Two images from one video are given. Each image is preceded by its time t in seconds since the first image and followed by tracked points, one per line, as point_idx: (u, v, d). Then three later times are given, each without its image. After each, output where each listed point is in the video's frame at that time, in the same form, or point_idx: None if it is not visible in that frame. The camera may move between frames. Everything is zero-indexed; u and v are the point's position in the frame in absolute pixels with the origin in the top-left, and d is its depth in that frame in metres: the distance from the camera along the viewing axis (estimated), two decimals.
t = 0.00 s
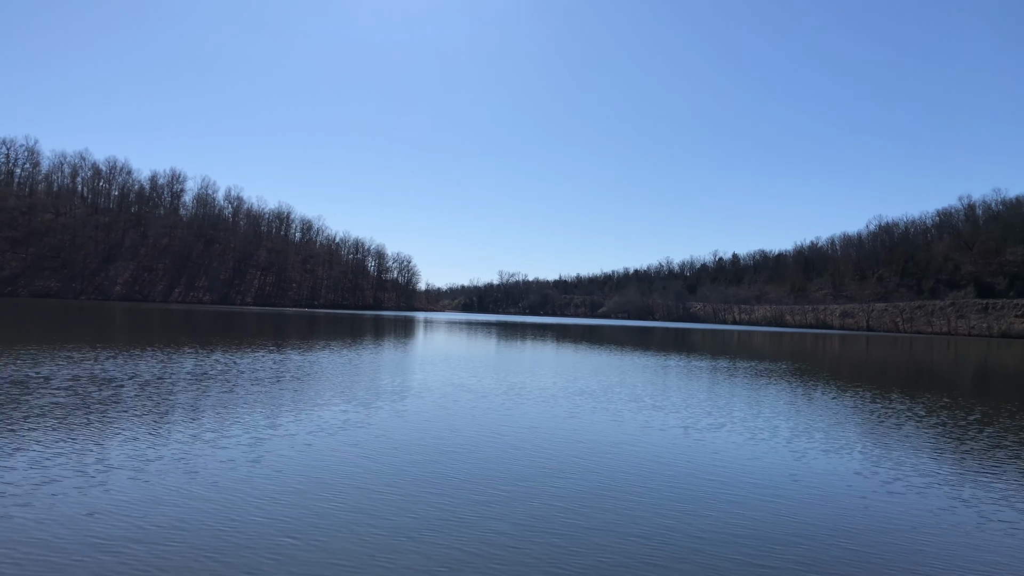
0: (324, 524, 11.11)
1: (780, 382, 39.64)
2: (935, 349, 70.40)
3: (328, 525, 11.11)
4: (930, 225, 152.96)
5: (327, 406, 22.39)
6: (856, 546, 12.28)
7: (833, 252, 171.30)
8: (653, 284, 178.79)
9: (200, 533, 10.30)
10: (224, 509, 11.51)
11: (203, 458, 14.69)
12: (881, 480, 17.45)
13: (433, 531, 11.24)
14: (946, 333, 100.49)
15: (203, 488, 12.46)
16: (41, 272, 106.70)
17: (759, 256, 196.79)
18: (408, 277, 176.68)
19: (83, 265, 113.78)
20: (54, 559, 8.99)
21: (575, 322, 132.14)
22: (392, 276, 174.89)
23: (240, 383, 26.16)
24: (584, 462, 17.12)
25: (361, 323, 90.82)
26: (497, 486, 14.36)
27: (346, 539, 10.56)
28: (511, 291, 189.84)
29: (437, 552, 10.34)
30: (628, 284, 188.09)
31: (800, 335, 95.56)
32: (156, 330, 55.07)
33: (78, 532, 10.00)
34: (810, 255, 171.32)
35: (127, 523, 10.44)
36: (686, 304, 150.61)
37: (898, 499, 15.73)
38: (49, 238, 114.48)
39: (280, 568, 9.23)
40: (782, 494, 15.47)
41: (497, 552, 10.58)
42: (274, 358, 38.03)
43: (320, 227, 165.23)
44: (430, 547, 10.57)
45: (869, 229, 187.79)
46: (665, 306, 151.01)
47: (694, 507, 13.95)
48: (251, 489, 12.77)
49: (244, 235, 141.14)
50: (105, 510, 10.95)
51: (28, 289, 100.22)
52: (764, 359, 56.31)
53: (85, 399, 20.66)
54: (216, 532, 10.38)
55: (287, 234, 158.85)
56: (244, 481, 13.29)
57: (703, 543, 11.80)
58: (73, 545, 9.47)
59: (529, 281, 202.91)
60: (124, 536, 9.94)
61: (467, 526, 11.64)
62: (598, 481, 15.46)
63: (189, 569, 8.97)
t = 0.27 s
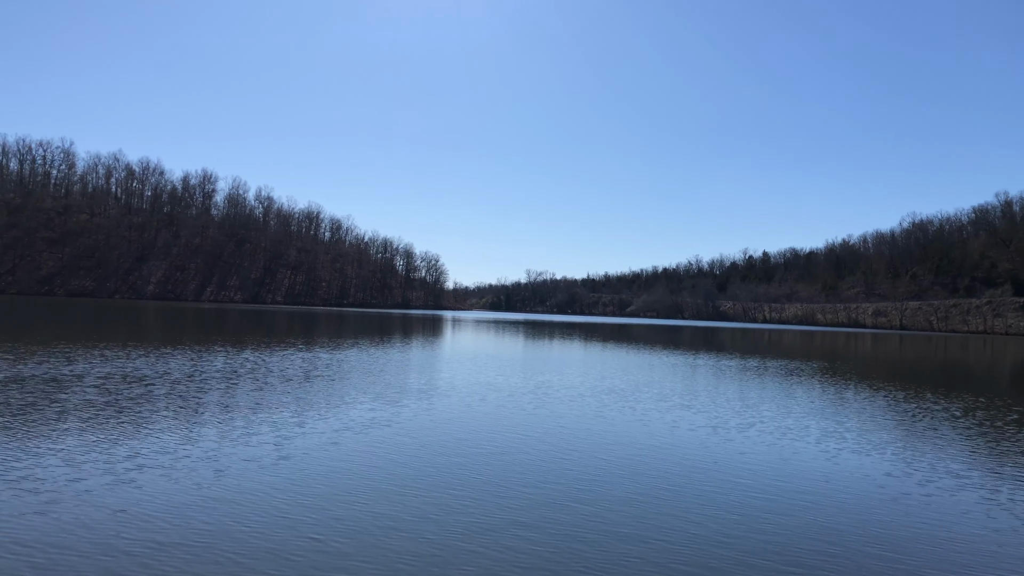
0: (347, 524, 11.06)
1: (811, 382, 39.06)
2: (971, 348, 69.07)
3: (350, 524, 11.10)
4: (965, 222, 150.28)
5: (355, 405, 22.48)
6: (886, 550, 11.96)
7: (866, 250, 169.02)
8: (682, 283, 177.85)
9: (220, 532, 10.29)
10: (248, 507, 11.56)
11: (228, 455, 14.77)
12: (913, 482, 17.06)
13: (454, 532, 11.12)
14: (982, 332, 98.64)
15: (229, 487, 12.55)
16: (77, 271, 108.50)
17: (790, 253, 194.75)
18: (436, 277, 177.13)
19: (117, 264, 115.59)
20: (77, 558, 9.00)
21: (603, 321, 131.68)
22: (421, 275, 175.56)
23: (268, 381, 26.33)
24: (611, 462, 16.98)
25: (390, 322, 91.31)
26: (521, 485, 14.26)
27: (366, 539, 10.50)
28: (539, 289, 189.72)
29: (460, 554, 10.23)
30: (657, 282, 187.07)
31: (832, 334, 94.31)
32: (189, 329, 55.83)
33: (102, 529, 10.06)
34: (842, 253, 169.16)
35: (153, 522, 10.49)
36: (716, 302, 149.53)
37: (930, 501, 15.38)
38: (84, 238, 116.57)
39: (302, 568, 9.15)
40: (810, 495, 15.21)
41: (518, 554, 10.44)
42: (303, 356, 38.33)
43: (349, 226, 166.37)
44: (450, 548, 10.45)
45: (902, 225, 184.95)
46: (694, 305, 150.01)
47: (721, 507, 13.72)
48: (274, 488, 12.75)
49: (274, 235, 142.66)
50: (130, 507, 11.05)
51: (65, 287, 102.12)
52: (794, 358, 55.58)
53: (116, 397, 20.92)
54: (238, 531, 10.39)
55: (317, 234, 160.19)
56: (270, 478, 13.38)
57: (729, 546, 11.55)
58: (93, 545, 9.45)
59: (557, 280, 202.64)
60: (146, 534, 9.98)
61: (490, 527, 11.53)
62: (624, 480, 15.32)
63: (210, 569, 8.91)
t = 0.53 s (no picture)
0: (372, 521, 11.10)
1: (847, 380, 38.45)
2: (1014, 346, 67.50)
3: (374, 521, 11.11)
4: (1009, 218, 146.95)
5: (387, 402, 22.63)
6: (920, 553, 11.73)
7: (905, 246, 166.14)
8: (716, 280, 176.27)
9: (247, 528, 10.36)
10: (275, 503, 11.66)
11: (259, 451, 14.95)
12: (951, 483, 16.70)
13: (480, 529, 11.11)
14: None
15: (257, 482, 12.69)
16: (117, 269, 110.39)
17: (826, 250, 192.13)
18: (469, 274, 177.54)
19: (156, 262, 117.49)
20: (104, 553, 9.08)
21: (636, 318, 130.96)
22: (453, 272, 176.07)
23: (303, 378, 26.63)
24: (639, 460, 16.89)
25: (423, 319, 91.67)
26: (547, 483, 14.22)
27: (393, 535, 10.53)
28: (571, 287, 189.31)
29: (485, 552, 10.23)
30: (691, 279, 185.67)
31: (870, 332, 92.81)
32: (225, 326, 56.60)
33: (131, 524, 10.18)
34: (880, 249, 166.45)
35: (180, 518, 10.58)
36: (751, 299, 148.02)
37: (966, 502, 15.07)
38: (123, 236, 118.78)
39: (326, 567, 9.15)
40: (842, 495, 14.98)
41: (544, 552, 10.39)
42: (337, 352, 38.63)
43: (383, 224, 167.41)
44: (475, 546, 10.46)
45: (942, 221, 181.48)
46: (729, 302, 148.59)
47: (750, 507, 13.55)
48: (304, 484, 12.86)
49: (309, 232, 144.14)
50: (159, 502, 11.21)
51: (105, 284, 104.18)
52: (831, 356, 54.74)
53: (154, 393, 21.32)
54: (262, 527, 10.45)
55: (351, 232, 161.49)
56: (297, 474, 13.51)
57: (759, 546, 11.40)
58: (120, 540, 9.54)
59: (590, 277, 202.02)
60: (174, 530, 10.08)
61: (515, 526, 11.48)
62: (652, 479, 15.23)
63: (235, 566, 8.93)
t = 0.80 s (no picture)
0: (398, 519, 11.08)
1: (885, 379, 37.73)
2: None
3: (402, 519, 11.10)
4: None
5: (418, 400, 22.71)
6: (960, 557, 11.42)
7: (945, 242, 163.04)
8: (750, 277, 174.46)
9: (274, 525, 10.39)
10: (302, 500, 11.69)
11: (288, 448, 15.06)
12: (991, 485, 16.30)
13: (507, 529, 10.99)
14: None
15: (286, 479, 12.78)
16: (154, 268, 112.03)
17: (863, 247, 189.35)
18: (500, 273, 177.62)
19: (192, 261, 119.21)
20: (133, 550, 9.09)
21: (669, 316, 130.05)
22: (484, 271, 176.27)
23: (335, 376, 26.83)
24: (669, 460, 16.75)
25: (454, 317, 91.95)
26: (575, 482, 14.14)
27: (420, 534, 10.50)
28: (603, 285, 188.61)
29: (513, 551, 10.14)
30: (724, 276, 184.05)
31: (909, 330, 91.11)
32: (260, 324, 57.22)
33: (160, 520, 10.25)
34: (919, 246, 163.54)
35: (211, 515, 10.64)
36: (785, 297, 146.40)
37: (1008, 505, 14.65)
38: (160, 236, 120.69)
39: (355, 565, 9.08)
40: (879, 496, 14.67)
41: (573, 552, 10.26)
42: (368, 351, 38.80)
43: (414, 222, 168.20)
44: (502, 545, 10.34)
45: (983, 217, 177.87)
46: (763, 300, 147.07)
47: (783, 509, 13.32)
48: (331, 482, 12.88)
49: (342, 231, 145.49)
50: (188, 499, 11.30)
51: (143, 282, 105.92)
52: (869, 355, 53.87)
53: (188, 390, 21.62)
54: (290, 524, 10.48)
55: (383, 230, 162.56)
56: (328, 471, 13.59)
57: (791, 549, 11.15)
58: (148, 537, 9.55)
59: (621, 275, 201.16)
60: (201, 527, 10.10)
61: (542, 525, 11.38)
62: (683, 479, 15.02)
63: (262, 565, 8.89)
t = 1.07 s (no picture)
0: (421, 518, 11.11)
1: (923, 381, 37.09)
2: None
3: (425, 517, 11.12)
4: None
5: (449, 398, 22.84)
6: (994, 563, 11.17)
7: (987, 241, 159.73)
8: (785, 277, 172.50)
9: (298, 523, 10.45)
10: (327, 499, 11.77)
11: (318, 446, 15.24)
12: None
13: (531, 529, 10.98)
14: None
15: (312, 477, 12.91)
16: (192, 267, 113.72)
17: (902, 246, 186.27)
18: (533, 272, 177.52)
19: (230, 260, 120.91)
20: (161, 548, 9.11)
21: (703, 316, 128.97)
22: (517, 270, 176.36)
23: (366, 374, 27.05)
24: (698, 460, 16.64)
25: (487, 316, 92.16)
26: (601, 482, 14.10)
27: (443, 533, 10.52)
28: (636, 284, 187.66)
29: (536, 551, 10.12)
30: (759, 276, 182.16)
31: (949, 331, 89.37)
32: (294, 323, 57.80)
33: (187, 517, 10.35)
34: (960, 245, 160.39)
35: (237, 512, 10.76)
36: (822, 297, 144.56)
37: None
38: (198, 235, 122.54)
39: (378, 564, 9.12)
40: (911, 500, 14.42)
41: (596, 553, 10.21)
42: (400, 349, 39.02)
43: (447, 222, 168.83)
44: (524, 545, 10.32)
45: None
46: (799, 300, 145.36)
47: (813, 512, 13.12)
48: (357, 480, 12.97)
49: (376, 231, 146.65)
50: (215, 496, 11.43)
51: (181, 281, 107.64)
52: (907, 356, 52.92)
53: (221, 387, 21.94)
54: (314, 522, 10.55)
55: (416, 230, 163.50)
56: (355, 469, 13.69)
57: (819, 553, 10.97)
58: (175, 535, 9.59)
59: (655, 275, 200.03)
60: (229, 524, 10.20)
61: (566, 525, 11.35)
62: (710, 480, 14.90)
63: (288, 565, 8.89)
